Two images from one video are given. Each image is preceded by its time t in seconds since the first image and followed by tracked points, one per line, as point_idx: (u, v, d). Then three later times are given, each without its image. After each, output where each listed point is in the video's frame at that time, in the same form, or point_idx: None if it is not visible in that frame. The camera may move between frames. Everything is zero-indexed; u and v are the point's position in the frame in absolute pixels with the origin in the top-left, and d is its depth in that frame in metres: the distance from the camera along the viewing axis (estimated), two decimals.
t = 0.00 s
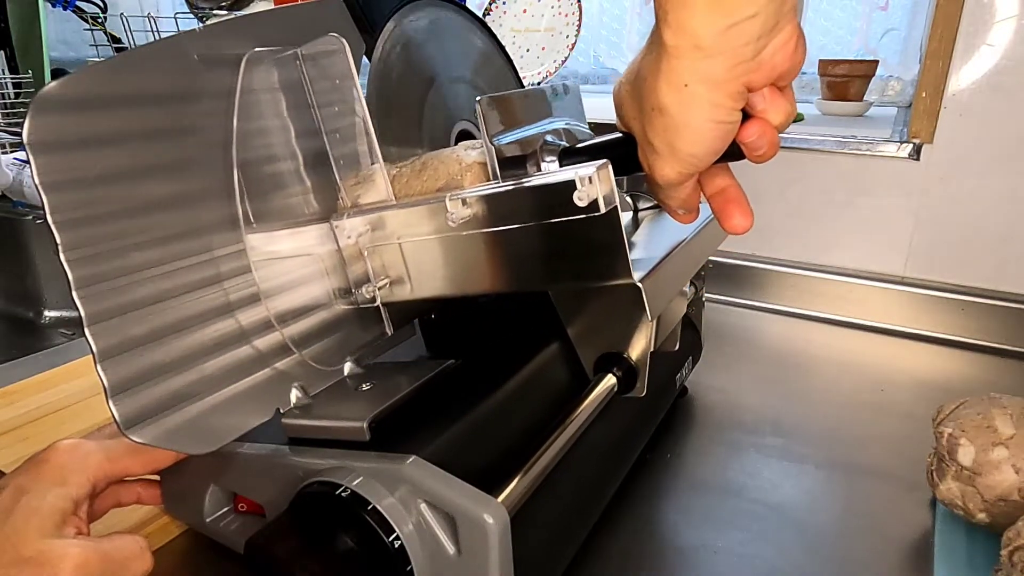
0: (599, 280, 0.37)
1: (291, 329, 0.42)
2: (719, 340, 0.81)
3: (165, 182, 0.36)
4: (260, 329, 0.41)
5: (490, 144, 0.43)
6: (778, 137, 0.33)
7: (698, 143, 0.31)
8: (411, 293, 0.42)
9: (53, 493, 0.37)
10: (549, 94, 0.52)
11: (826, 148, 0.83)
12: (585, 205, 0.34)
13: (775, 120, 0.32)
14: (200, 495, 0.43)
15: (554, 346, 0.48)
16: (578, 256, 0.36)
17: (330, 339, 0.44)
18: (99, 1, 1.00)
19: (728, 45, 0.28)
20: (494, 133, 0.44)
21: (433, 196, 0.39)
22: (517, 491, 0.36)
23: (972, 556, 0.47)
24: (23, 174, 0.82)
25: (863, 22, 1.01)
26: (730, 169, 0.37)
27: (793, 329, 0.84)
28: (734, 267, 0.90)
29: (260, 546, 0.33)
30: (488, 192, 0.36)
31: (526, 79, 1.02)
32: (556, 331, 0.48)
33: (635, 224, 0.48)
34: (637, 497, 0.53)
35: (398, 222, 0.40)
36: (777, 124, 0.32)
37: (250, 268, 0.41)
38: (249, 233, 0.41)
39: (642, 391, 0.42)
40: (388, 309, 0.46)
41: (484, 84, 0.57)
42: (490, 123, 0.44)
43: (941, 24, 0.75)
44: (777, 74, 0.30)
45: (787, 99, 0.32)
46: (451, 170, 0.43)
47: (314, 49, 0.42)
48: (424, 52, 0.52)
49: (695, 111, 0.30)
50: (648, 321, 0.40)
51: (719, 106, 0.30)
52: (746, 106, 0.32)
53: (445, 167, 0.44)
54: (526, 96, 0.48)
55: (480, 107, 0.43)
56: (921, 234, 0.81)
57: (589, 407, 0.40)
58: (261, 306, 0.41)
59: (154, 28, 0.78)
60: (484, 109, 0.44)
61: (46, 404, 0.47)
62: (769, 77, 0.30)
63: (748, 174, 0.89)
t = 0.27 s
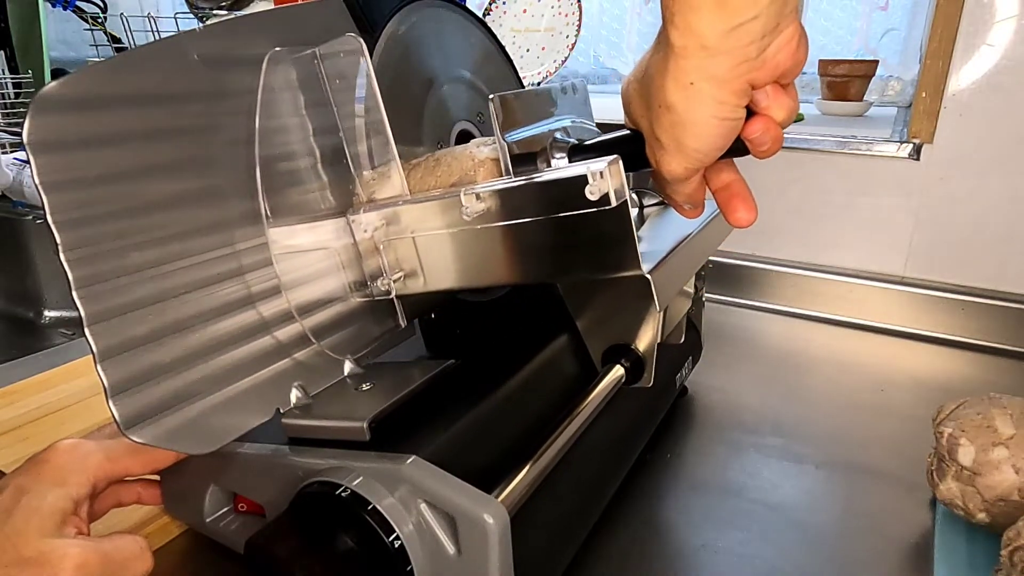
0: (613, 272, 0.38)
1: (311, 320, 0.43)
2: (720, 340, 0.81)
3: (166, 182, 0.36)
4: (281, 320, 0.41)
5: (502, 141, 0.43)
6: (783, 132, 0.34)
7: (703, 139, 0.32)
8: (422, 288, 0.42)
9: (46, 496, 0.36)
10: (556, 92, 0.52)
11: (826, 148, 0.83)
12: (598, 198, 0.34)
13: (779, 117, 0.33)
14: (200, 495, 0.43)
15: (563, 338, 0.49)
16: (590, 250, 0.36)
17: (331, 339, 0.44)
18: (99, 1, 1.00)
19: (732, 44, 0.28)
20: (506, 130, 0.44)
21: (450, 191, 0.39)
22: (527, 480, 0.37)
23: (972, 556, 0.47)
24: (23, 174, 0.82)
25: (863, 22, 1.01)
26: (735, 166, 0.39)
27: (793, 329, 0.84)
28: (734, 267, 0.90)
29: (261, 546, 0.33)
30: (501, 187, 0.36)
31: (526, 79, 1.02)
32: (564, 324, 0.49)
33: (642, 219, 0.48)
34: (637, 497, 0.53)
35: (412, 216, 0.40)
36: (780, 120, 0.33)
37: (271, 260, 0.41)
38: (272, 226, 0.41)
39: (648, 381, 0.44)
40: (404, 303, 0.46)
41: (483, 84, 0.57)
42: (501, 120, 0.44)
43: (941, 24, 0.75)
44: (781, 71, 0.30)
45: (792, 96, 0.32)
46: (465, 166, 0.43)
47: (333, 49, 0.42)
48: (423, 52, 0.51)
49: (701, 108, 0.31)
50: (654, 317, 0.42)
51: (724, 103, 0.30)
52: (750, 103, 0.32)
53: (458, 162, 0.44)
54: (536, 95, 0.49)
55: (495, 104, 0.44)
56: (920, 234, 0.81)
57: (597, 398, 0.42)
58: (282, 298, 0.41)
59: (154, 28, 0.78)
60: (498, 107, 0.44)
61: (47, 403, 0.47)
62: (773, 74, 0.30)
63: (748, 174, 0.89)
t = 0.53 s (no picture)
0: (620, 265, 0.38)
1: (332, 310, 0.45)
2: (720, 340, 0.81)
3: (166, 182, 0.36)
4: (303, 310, 0.43)
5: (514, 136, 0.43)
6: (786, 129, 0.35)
7: (708, 135, 0.33)
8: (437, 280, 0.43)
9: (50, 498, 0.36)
10: (566, 91, 0.54)
11: (825, 148, 0.83)
12: (609, 192, 0.35)
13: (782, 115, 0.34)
14: (200, 495, 0.43)
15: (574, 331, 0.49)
16: (598, 244, 0.37)
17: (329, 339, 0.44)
18: (99, 1, 1.00)
19: (736, 43, 0.29)
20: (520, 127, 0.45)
21: (463, 186, 0.40)
22: (538, 468, 0.38)
23: (972, 556, 0.47)
24: (23, 174, 0.82)
25: (863, 22, 1.01)
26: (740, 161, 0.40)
27: (793, 329, 0.84)
28: (733, 267, 0.90)
29: (261, 547, 0.33)
30: (515, 181, 0.37)
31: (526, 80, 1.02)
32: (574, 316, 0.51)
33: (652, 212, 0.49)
34: (636, 497, 0.53)
35: (428, 211, 0.41)
36: (783, 117, 0.34)
37: (293, 253, 0.43)
38: (293, 220, 0.43)
39: (655, 371, 0.45)
40: (417, 294, 0.48)
41: (483, 84, 0.57)
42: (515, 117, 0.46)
43: (941, 24, 0.75)
44: (784, 71, 0.32)
45: (795, 94, 0.33)
46: (478, 162, 0.43)
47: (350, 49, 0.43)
48: (423, 51, 0.51)
49: (706, 105, 0.32)
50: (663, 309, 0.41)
51: (728, 100, 0.31)
52: (754, 101, 0.33)
53: (472, 159, 0.44)
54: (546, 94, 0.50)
55: (507, 102, 0.45)
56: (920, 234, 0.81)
57: (604, 390, 0.42)
58: (303, 289, 0.43)
59: (154, 28, 0.78)
60: (510, 106, 0.45)
61: (46, 404, 0.47)
62: (775, 73, 0.31)
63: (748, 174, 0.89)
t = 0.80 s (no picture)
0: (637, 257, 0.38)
1: (358, 299, 0.45)
2: (720, 339, 0.81)
3: (167, 182, 0.36)
4: (330, 299, 0.44)
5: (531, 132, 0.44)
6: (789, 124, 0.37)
7: (717, 129, 0.35)
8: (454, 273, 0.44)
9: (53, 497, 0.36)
10: (579, 91, 0.56)
11: (825, 148, 0.83)
12: (624, 184, 0.35)
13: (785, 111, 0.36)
14: (200, 495, 0.43)
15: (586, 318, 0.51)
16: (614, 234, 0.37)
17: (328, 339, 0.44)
18: (99, 1, 1.00)
19: (742, 43, 0.32)
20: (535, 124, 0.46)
21: (482, 180, 0.40)
22: (553, 451, 0.39)
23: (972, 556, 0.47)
24: (23, 174, 0.82)
25: (863, 22, 1.01)
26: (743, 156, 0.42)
27: (793, 329, 0.84)
28: (733, 267, 0.90)
29: (261, 547, 0.33)
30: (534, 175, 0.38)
31: (526, 79, 1.02)
32: (585, 306, 0.53)
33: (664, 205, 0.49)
34: (637, 497, 0.53)
35: (450, 204, 0.41)
36: (787, 113, 0.36)
37: (322, 244, 0.44)
38: (324, 211, 0.44)
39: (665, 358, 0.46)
40: (437, 286, 0.47)
41: (483, 84, 0.57)
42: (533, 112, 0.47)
43: (941, 24, 0.75)
44: (785, 69, 0.34)
45: (796, 90, 0.36)
46: (496, 158, 0.44)
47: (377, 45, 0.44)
48: (423, 51, 0.51)
49: (715, 101, 0.34)
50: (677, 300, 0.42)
51: (736, 97, 0.34)
52: (759, 98, 0.36)
53: (489, 155, 0.44)
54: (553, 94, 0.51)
55: (525, 100, 0.46)
56: (921, 234, 0.81)
57: (614, 377, 0.44)
58: (331, 278, 0.44)
59: (154, 28, 0.78)
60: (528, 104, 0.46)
61: (46, 404, 0.47)
62: (778, 71, 0.34)
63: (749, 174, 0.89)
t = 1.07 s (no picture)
0: (645, 244, 0.40)
1: (384, 287, 0.48)
2: (721, 339, 0.81)
3: (166, 182, 0.36)
4: (357, 287, 0.46)
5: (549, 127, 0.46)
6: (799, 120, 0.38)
7: (727, 127, 0.36)
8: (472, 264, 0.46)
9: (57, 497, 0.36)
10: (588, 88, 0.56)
11: (825, 147, 0.83)
12: (639, 176, 0.37)
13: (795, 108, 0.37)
14: (200, 495, 0.43)
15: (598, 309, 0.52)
16: (626, 224, 0.39)
17: (327, 338, 0.44)
18: (99, 1, 1.00)
19: (753, 46, 0.32)
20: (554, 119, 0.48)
21: (501, 172, 0.42)
22: (562, 439, 0.40)
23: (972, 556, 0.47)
24: (23, 174, 0.81)
25: (863, 22, 1.01)
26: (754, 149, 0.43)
27: (794, 329, 0.84)
28: (734, 267, 0.90)
29: (262, 547, 0.33)
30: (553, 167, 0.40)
31: (526, 80, 1.02)
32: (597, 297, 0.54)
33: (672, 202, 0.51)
34: (637, 497, 0.53)
35: (468, 196, 0.43)
36: (797, 111, 0.37)
37: (350, 235, 0.46)
38: (351, 203, 0.46)
39: (673, 345, 0.47)
40: (454, 274, 0.49)
41: (483, 83, 0.57)
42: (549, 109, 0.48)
43: (941, 24, 0.75)
44: (796, 68, 0.35)
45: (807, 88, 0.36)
46: (514, 152, 0.46)
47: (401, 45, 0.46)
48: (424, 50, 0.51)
49: (726, 100, 0.35)
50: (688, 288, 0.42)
51: (746, 96, 0.35)
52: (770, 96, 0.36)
53: (507, 149, 0.46)
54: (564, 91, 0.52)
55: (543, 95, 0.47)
56: (921, 234, 0.81)
57: (623, 367, 0.45)
58: (357, 267, 0.46)
59: (154, 28, 0.78)
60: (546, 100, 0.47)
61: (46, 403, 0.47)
62: (788, 70, 0.34)
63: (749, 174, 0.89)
